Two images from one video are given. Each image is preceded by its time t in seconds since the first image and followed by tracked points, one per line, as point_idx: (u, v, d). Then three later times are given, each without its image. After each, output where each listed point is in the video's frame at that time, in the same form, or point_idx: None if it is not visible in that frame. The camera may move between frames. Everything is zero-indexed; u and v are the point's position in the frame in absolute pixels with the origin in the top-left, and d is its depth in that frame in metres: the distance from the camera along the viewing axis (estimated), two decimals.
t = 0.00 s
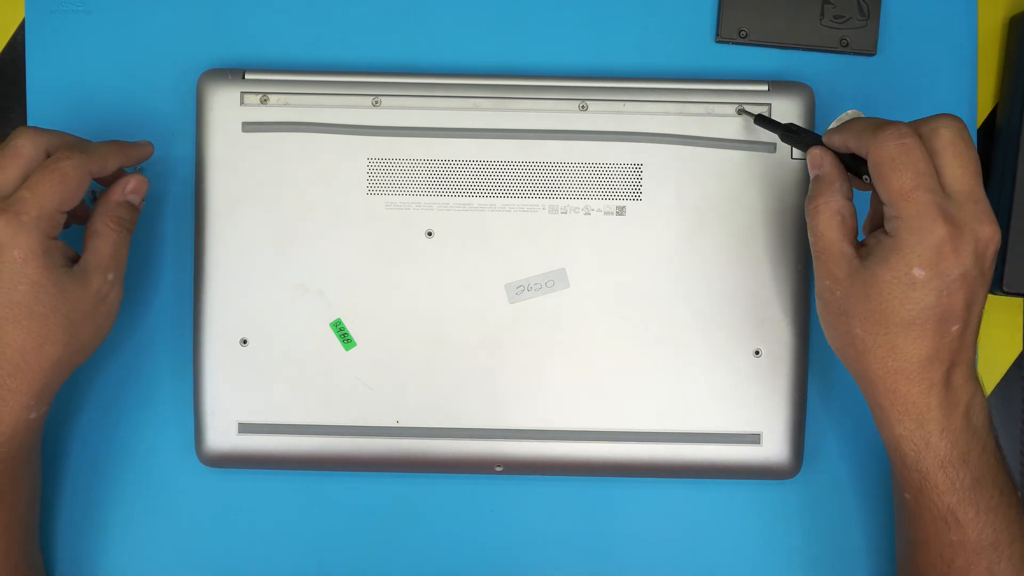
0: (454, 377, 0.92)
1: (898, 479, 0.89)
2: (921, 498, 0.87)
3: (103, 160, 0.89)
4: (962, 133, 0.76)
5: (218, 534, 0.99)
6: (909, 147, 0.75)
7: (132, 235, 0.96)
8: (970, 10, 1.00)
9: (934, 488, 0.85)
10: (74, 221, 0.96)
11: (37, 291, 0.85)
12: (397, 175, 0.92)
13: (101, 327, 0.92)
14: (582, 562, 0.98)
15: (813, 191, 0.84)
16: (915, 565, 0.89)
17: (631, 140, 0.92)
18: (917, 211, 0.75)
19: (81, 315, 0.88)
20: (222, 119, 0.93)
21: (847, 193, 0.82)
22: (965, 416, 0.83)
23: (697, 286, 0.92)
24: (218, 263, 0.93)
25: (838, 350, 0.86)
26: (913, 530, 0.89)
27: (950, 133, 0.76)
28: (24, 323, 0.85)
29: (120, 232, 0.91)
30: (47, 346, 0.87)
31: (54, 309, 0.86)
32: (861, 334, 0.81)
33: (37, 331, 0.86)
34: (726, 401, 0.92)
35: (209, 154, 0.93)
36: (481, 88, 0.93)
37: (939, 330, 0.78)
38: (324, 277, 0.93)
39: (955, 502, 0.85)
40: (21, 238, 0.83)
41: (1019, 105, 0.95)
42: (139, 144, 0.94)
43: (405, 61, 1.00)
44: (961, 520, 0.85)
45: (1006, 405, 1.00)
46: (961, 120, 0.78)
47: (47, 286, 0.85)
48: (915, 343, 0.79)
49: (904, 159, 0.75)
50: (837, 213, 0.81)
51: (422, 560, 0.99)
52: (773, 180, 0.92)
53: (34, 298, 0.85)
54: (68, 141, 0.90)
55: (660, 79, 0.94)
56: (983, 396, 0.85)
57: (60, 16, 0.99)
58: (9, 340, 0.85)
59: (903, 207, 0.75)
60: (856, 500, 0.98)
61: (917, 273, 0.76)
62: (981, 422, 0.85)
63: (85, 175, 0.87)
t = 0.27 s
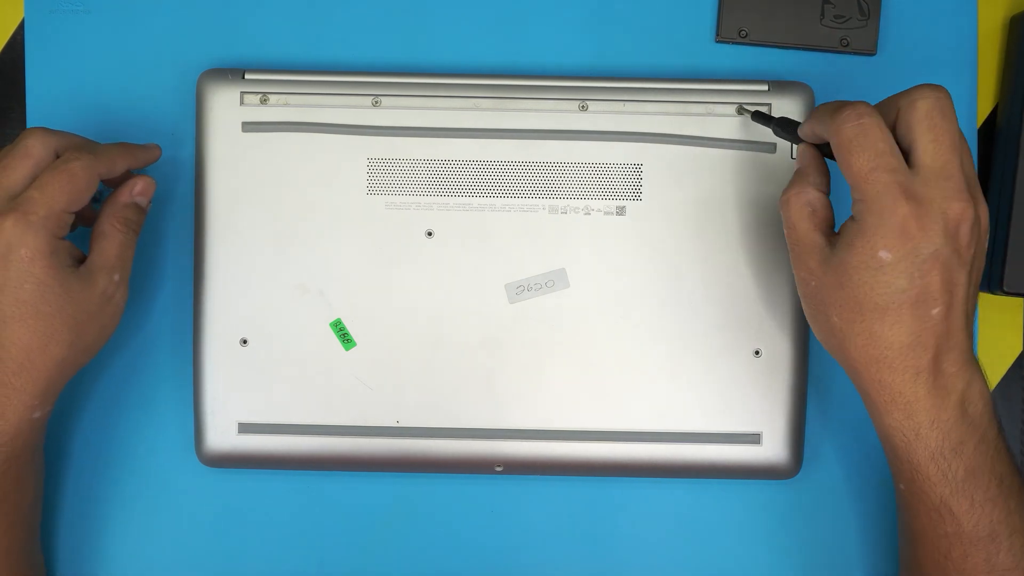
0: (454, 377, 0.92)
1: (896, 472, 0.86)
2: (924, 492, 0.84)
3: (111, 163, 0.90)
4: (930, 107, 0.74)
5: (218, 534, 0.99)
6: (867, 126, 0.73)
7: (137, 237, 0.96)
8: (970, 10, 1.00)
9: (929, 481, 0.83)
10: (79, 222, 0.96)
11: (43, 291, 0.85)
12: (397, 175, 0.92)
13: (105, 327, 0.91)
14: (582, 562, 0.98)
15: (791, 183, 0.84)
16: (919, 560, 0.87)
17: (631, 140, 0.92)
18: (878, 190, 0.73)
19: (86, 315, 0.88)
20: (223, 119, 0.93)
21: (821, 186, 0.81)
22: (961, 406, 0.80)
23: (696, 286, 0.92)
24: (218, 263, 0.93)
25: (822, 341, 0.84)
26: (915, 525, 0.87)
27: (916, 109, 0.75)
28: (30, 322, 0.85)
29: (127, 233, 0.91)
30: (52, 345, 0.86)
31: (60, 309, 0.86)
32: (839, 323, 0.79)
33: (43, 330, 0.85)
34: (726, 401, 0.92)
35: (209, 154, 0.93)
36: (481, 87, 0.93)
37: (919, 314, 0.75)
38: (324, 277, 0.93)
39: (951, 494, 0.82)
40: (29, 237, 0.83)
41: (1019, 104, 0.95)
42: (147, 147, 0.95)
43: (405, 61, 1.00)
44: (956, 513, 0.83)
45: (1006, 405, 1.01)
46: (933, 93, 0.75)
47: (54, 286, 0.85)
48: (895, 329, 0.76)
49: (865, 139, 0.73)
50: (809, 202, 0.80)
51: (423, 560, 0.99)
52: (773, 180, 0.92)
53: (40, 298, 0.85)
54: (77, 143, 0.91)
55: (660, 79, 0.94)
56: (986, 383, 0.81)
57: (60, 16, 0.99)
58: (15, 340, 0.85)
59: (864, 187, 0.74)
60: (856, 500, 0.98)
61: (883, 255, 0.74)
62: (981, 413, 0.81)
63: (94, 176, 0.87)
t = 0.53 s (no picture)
0: (454, 377, 0.92)
1: (893, 454, 0.83)
2: (925, 476, 0.80)
3: (114, 164, 0.90)
4: (885, 65, 0.73)
5: (218, 534, 0.99)
6: (809, 95, 0.74)
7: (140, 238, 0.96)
8: (970, 10, 1.00)
9: (923, 460, 0.80)
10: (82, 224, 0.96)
11: (46, 291, 0.85)
12: (397, 175, 0.92)
13: (107, 328, 0.91)
14: (583, 562, 0.98)
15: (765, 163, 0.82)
16: (925, 549, 0.84)
17: (631, 140, 0.92)
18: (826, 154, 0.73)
19: (89, 315, 0.88)
20: (223, 119, 0.93)
21: (797, 165, 0.81)
22: (953, 380, 0.76)
23: (696, 285, 0.92)
24: (218, 262, 0.93)
25: (805, 320, 0.82)
26: (915, 508, 0.84)
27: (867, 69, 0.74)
28: (32, 322, 0.85)
29: (129, 235, 0.91)
30: (54, 345, 0.86)
31: (63, 309, 0.86)
32: (814, 296, 0.78)
33: (45, 330, 0.85)
34: (726, 401, 0.92)
35: (209, 154, 0.93)
36: (481, 88, 0.93)
37: (890, 280, 0.74)
38: (324, 276, 0.93)
39: (948, 474, 0.79)
40: (32, 238, 0.83)
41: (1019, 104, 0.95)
42: (150, 149, 0.95)
43: (405, 61, 1.00)
44: (953, 493, 0.80)
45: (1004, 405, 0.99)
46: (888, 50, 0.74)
47: (57, 286, 0.85)
48: (867, 299, 0.74)
49: (809, 105, 0.74)
50: (780, 178, 0.79)
51: (424, 560, 0.99)
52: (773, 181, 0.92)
53: (43, 298, 0.84)
54: (80, 144, 0.91)
55: (660, 79, 0.94)
56: (983, 354, 0.78)
57: (60, 16, 0.99)
58: (18, 339, 0.85)
59: (813, 154, 0.73)
60: (856, 500, 0.98)
61: (841, 221, 0.73)
62: (977, 388, 0.78)
63: (98, 177, 0.88)
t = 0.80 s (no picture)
0: (454, 377, 0.92)
1: (855, 472, 0.83)
2: (890, 493, 0.80)
3: (117, 165, 0.89)
4: (834, 100, 0.70)
5: (219, 534, 0.99)
6: (785, 124, 0.69)
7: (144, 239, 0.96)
8: (970, 10, 1.00)
9: (888, 477, 0.79)
10: (86, 225, 0.96)
11: (48, 291, 0.85)
12: (397, 175, 0.92)
13: (110, 329, 0.91)
14: (583, 562, 0.98)
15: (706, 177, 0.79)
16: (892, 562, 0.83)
17: (631, 140, 0.92)
18: (797, 191, 0.69)
19: (91, 316, 0.88)
20: (223, 119, 0.93)
21: (743, 182, 0.76)
22: (906, 398, 0.76)
23: (696, 285, 0.92)
24: (218, 262, 0.93)
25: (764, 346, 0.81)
26: (879, 522, 0.83)
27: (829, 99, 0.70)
28: (35, 322, 0.85)
29: (132, 235, 0.91)
30: (57, 346, 0.86)
31: (65, 309, 0.86)
32: (771, 328, 0.77)
33: (47, 331, 0.85)
34: (725, 401, 0.92)
35: (209, 154, 0.93)
36: (481, 87, 0.93)
37: (846, 314, 0.72)
38: (324, 277, 0.93)
39: (911, 490, 0.79)
40: (35, 238, 0.83)
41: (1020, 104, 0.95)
42: (153, 150, 0.95)
43: (404, 61, 1.00)
44: (919, 507, 0.79)
45: (1006, 405, 1.00)
46: (834, 86, 0.71)
47: (59, 286, 0.85)
48: (824, 334, 0.73)
49: (779, 138, 0.68)
50: (728, 202, 0.76)
51: (424, 560, 0.99)
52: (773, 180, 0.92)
53: (45, 298, 0.85)
54: (84, 145, 0.91)
55: (660, 79, 0.94)
56: (937, 369, 0.78)
57: (60, 16, 0.99)
58: (20, 339, 0.85)
59: (781, 192, 0.69)
60: (856, 499, 0.98)
61: (802, 264, 0.71)
62: (931, 403, 0.78)
63: (101, 178, 0.88)
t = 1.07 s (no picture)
0: (454, 377, 0.92)
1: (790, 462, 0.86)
2: (816, 478, 0.82)
3: (116, 165, 0.89)
4: (722, 112, 0.75)
5: (219, 534, 0.99)
6: (675, 140, 0.74)
7: (142, 240, 0.96)
8: (970, 10, 1.00)
9: (811, 460, 0.82)
10: (85, 226, 0.96)
11: (48, 291, 0.85)
12: (397, 175, 0.92)
13: (109, 328, 0.91)
14: (584, 561, 0.99)
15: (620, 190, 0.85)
16: (840, 546, 0.83)
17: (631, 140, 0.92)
18: (689, 203, 0.74)
19: (90, 316, 0.88)
20: (223, 119, 0.93)
21: (651, 191, 0.83)
22: (819, 383, 0.80)
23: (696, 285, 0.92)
24: (218, 262, 0.93)
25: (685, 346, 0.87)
26: (819, 511, 0.85)
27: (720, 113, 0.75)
28: (34, 323, 0.85)
29: (132, 236, 0.91)
30: (56, 346, 0.86)
31: (65, 310, 0.86)
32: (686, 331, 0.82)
33: (47, 331, 0.85)
34: (725, 402, 0.92)
35: (208, 154, 0.93)
36: (481, 87, 0.93)
37: (750, 313, 0.78)
38: (324, 277, 0.93)
39: (836, 471, 0.80)
40: (35, 238, 0.83)
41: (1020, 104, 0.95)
42: (152, 150, 0.95)
43: (404, 61, 1.00)
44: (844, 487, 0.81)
45: (1007, 405, 1.00)
46: (711, 100, 0.76)
47: (59, 286, 0.85)
48: (731, 332, 0.79)
49: (670, 153, 0.74)
50: (640, 213, 0.83)
51: (425, 560, 0.99)
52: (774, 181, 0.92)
53: (45, 298, 0.85)
54: (84, 145, 0.91)
55: (660, 79, 0.94)
56: (849, 352, 0.82)
57: (60, 16, 0.99)
58: (20, 340, 0.85)
59: (675, 204, 0.75)
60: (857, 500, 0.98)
61: (701, 272, 0.76)
62: (846, 386, 0.81)
63: (100, 179, 0.88)
